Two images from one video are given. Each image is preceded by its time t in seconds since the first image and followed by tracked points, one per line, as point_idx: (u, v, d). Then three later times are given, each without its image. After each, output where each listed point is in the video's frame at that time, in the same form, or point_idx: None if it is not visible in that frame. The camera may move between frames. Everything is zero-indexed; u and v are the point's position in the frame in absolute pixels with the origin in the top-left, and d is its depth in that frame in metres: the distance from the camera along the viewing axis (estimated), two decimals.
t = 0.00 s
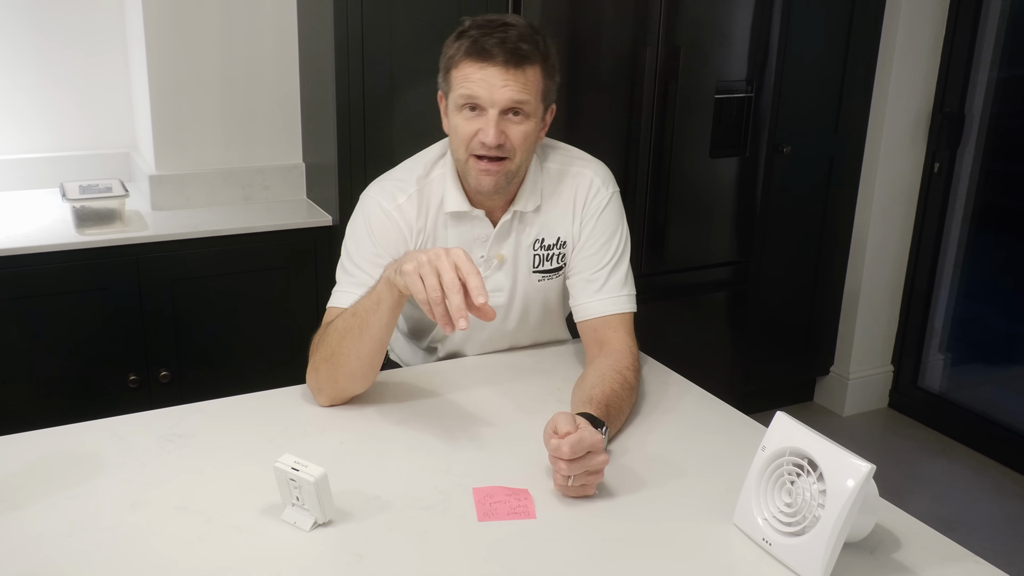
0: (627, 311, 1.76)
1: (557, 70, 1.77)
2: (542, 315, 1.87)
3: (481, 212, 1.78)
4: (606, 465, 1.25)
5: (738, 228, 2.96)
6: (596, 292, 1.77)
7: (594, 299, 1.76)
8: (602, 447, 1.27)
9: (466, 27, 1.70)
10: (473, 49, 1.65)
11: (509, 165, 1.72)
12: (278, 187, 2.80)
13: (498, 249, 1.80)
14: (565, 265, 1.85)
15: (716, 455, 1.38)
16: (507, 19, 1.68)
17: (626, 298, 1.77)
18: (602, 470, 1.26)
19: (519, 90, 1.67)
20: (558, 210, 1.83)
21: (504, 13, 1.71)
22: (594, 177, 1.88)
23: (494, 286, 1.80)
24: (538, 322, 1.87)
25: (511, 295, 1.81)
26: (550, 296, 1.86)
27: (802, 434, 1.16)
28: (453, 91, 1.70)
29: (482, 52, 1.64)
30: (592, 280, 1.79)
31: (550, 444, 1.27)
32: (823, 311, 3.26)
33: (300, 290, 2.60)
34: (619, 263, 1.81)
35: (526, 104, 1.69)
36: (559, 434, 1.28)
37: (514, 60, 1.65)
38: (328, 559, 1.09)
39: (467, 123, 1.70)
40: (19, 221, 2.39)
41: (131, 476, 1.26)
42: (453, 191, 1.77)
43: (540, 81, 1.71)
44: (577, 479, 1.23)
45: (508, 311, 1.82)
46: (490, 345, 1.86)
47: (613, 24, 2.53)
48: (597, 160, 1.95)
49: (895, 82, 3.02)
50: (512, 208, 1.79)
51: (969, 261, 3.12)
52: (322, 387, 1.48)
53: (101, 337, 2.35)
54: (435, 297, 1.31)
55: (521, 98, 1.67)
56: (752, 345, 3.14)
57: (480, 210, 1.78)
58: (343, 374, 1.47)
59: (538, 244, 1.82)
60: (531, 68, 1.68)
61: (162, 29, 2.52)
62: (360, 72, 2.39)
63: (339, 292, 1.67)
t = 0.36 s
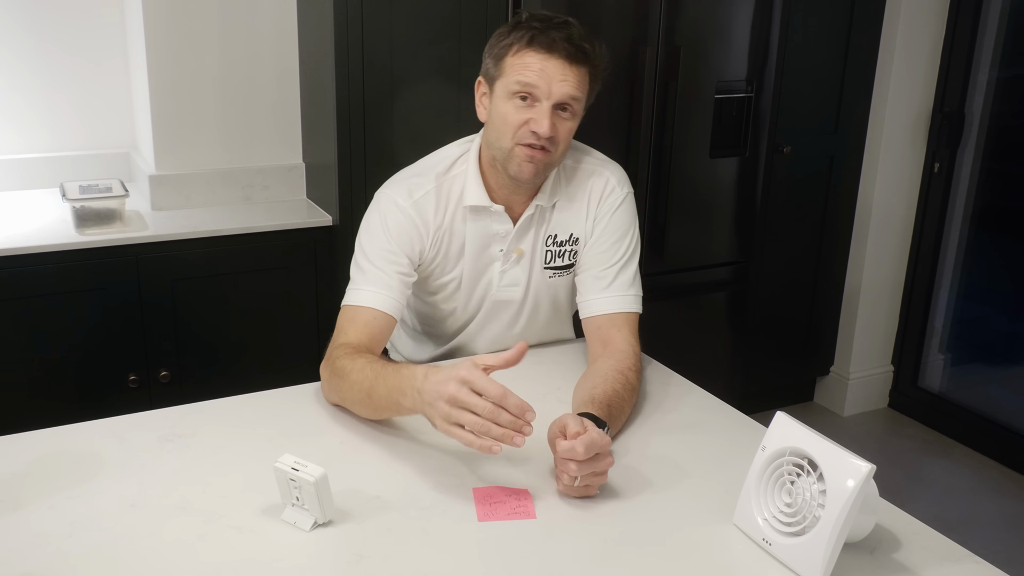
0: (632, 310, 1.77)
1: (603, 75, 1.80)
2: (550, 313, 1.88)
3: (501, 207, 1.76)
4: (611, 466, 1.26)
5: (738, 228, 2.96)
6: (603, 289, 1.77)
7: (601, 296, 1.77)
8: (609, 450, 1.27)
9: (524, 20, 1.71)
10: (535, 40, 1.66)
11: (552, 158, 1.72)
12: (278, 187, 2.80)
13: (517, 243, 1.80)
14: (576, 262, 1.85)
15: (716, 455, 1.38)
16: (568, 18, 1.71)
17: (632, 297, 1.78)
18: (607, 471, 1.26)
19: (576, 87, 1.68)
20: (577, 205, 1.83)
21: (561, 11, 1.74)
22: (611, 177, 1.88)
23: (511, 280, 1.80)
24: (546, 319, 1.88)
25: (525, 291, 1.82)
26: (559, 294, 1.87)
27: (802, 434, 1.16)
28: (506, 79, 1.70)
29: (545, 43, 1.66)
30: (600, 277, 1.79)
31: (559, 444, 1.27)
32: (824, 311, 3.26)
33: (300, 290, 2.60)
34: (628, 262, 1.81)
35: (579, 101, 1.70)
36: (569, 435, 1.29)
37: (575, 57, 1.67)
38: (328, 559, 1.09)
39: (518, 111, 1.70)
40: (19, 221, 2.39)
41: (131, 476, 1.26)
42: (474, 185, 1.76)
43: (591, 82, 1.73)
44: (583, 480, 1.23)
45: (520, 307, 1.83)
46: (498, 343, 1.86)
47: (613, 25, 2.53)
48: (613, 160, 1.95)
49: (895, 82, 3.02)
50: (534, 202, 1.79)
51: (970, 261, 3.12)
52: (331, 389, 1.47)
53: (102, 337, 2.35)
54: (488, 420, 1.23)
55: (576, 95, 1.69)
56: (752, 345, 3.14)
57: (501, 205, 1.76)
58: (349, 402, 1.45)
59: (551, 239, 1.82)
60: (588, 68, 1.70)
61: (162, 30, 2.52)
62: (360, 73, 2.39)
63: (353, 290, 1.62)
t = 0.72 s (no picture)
0: (635, 310, 1.77)
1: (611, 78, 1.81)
2: (553, 314, 1.88)
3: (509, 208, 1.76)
4: (612, 468, 1.25)
5: (738, 228, 2.96)
6: (606, 288, 1.78)
7: (604, 295, 1.77)
8: (609, 451, 1.27)
9: (536, 24, 1.71)
10: (549, 45, 1.66)
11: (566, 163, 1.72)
12: (278, 188, 2.81)
13: (525, 243, 1.79)
14: (580, 262, 1.85)
15: (717, 455, 1.38)
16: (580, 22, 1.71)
17: (636, 297, 1.78)
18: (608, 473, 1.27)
19: (590, 91, 1.68)
20: (584, 206, 1.84)
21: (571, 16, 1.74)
22: (617, 178, 1.88)
23: (518, 280, 1.80)
24: (551, 319, 1.88)
25: (533, 291, 1.82)
26: (563, 294, 1.87)
27: (802, 434, 1.16)
28: (519, 84, 1.70)
29: (561, 48, 1.65)
30: (604, 276, 1.79)
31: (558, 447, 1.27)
32: (824, 311, 3.26)
33: (300, 290, 2.60)
34: (632, 262, 1.82)
35: (592, 105, 1.71)
36: (568, 436, 1.29)
37: (589, 62, 1.67)
38: (328, 559, 1.09)
39: (533, 116, 1.70)
40: (19, 220, 2.39)
41: (131, 475, 1.26)
42: (484, 186, 1.75)
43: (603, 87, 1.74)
44: (583, 481, 1.23)
45: (526, 307, 1.83)
46: (502, 342, 1.87)
47: (613, 24, 2.53)
48: (617, 160, 1.95)
49: (895, 82, 3.02)
50: (543, 203, 1.79)
51: (969, 261, 3.12)
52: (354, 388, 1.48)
53: (102, 337, 2.35)
54: (483, 515, 1.13)
55: (589, 100, 1.69)
56: (752, 345, 3.14)
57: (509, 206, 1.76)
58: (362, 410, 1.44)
59: (556, 239, 1.82)
60: (601, 73, 1.71)
61: (162, 30, 2.52)
62: (360, 74, 2.39)
63: (370, 281, 1.62)
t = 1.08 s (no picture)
0: (633, 310, 1.77)
1: (605, 75, 1.79)
2: (551, 313, 1.88)
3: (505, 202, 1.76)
4: (612, 469, 1.25)
5: (738, 228, 2.96)
6: (604, 289, 1.78)
7: (601, 295, 1.77)
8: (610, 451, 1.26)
9: (526, 20, 1.71)
10: (533, 41, 1.66)
11: (549, 160, 1.72)
12: (278, 188, 2.81)
13: (520, 239, 1.79)
14: (576, 261, 1.85)
15: (717, 455, 1.38)
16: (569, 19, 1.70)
17: (634, 297, 1.78)
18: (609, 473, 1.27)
19: (573, 88, 1.67)
20: (579, 203, 1.84)
21: (564, 12, 1.73)
22: (614, 177, 1.89)
23: (512, 277, 1.80)
24: (547, 318, 1.88)
25: (527, 288, 1.82)
26: (559, 292, 1.86)
27: (802, 434, 1.16)
28: (504, 81, 1.70)
29: (544, 44, 1.65)
30: (601, 276, 1.79)
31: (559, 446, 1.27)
32: (824, 310, 3.26)
33: (300, 290, 2.60)
34: (629, 263, 1.81)
35: (576, 103, 1.69)
36: (570, 436, 1.29)
37: (573, 59, 1.66)
38: (328, 559, 1.09)
39: (516, 112, 1.69)
40: (19, 221, 2.39)
41: (131, 476, 1.26)
42: (479, 180, 1.76)
43: (591, 84, 1.73)
44: (584, 481, 1.23)
45: (522, 304, 1.82)
46: (500, 340, 1.88)
47: (612, 25, 2.53)
48: (615, 160, 1.95)
49: (895, 82, 3.02)
50: (537, 200, 1.79)
51: (969, 260, 3.12)
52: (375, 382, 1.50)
53: (102, 337, 2.35)
54: (467, 522, 1.13)
55: (573, 97, 1.68)
56: (752, 344, 3.14)
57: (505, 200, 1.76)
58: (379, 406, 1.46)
59: (551, 237, 1.82)
60: (587, 70, 1.69)
61: (162, 30, 2.52)
62: (360, 73, 2.39)
63: (375, 265, 1.65)
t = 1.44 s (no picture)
0: (634, 311, 1.77)
1: (605, 78, 1.77)
2: (554, 314, 1.88)
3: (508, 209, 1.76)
4: (612, 469, 1.25)
5: (738, 228, 2.96)
6: (605, 290, 1.78)
7: (603, 296, 1.77)
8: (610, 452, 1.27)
9: (522, 28, 1.69)
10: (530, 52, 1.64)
11: (552, 169, 1.72)
12: (278, 188, 2.80)
13: (524, 245, 1.79)
14: (579, 263, 1.85)
15: (717, 455, 1.38)
16: (566, 26, 1.68)
17: (635, 298, 1.78)
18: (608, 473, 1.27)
19: (572, 98, 1.66)
20: (582, 207, 1.83)
21: (561, 18, 1.70)
22: (615, 178, 1.88)
23: (517, 283, 1.80)
24: (550, 320, 1.88)
25: (532, 293, 1.82)
26: (563, 295, 1.86)
27: (802, 434, 1.16)
28: (503, 92, 1.70)
29: (541, 55, 1.64)
30: (603, 277, 1.79)
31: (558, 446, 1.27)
32: (824, 311, 3.26)
33: (301, 290, 2.60)
34: (630, 263, 1.81)
35: (577, 112, 1.68)
36: (570, 436, 1.29)
37: (571, 68, 1.65)
38: (328, 559, 1.09)
39: (516, 124, 1.69)
40: (19, 221, 2.39)
41: (131, 476, 1.26)
42: (482, 186, 1.75)
43: (591, 91, 1.71)
44: (584, 481, 1.23)
45: (526, 310, 1.83)
46: (504, 343, 1.87)
47: (612, 26, 2.53)
48: (616, 160, 1.95)
49: (895, 82, 3.02)
50: (540, 206, 1.79)
51: (969, 260, 3.12)
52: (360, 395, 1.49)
53: (102, 338, 2.35)
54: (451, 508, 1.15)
55: (573, 107, 1.67)
56: (752, 344, 3.14)
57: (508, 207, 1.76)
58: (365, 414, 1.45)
59: (554, 241, 1.81)
60: (585, 77, 1.68)
61: (162, 30, 2.52)
62: (360, 73, 2.39)
63: (368, 282, 1.65)
